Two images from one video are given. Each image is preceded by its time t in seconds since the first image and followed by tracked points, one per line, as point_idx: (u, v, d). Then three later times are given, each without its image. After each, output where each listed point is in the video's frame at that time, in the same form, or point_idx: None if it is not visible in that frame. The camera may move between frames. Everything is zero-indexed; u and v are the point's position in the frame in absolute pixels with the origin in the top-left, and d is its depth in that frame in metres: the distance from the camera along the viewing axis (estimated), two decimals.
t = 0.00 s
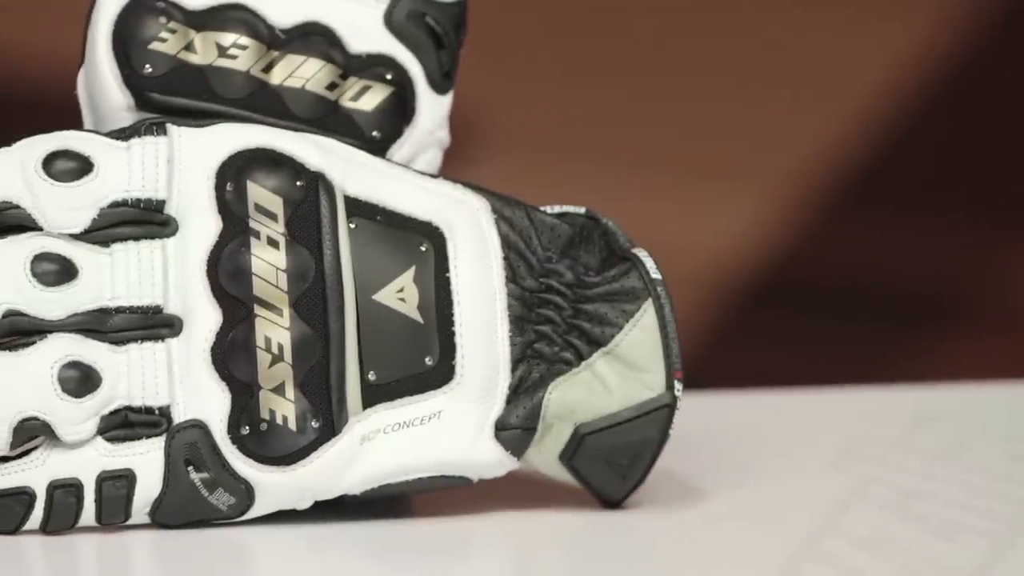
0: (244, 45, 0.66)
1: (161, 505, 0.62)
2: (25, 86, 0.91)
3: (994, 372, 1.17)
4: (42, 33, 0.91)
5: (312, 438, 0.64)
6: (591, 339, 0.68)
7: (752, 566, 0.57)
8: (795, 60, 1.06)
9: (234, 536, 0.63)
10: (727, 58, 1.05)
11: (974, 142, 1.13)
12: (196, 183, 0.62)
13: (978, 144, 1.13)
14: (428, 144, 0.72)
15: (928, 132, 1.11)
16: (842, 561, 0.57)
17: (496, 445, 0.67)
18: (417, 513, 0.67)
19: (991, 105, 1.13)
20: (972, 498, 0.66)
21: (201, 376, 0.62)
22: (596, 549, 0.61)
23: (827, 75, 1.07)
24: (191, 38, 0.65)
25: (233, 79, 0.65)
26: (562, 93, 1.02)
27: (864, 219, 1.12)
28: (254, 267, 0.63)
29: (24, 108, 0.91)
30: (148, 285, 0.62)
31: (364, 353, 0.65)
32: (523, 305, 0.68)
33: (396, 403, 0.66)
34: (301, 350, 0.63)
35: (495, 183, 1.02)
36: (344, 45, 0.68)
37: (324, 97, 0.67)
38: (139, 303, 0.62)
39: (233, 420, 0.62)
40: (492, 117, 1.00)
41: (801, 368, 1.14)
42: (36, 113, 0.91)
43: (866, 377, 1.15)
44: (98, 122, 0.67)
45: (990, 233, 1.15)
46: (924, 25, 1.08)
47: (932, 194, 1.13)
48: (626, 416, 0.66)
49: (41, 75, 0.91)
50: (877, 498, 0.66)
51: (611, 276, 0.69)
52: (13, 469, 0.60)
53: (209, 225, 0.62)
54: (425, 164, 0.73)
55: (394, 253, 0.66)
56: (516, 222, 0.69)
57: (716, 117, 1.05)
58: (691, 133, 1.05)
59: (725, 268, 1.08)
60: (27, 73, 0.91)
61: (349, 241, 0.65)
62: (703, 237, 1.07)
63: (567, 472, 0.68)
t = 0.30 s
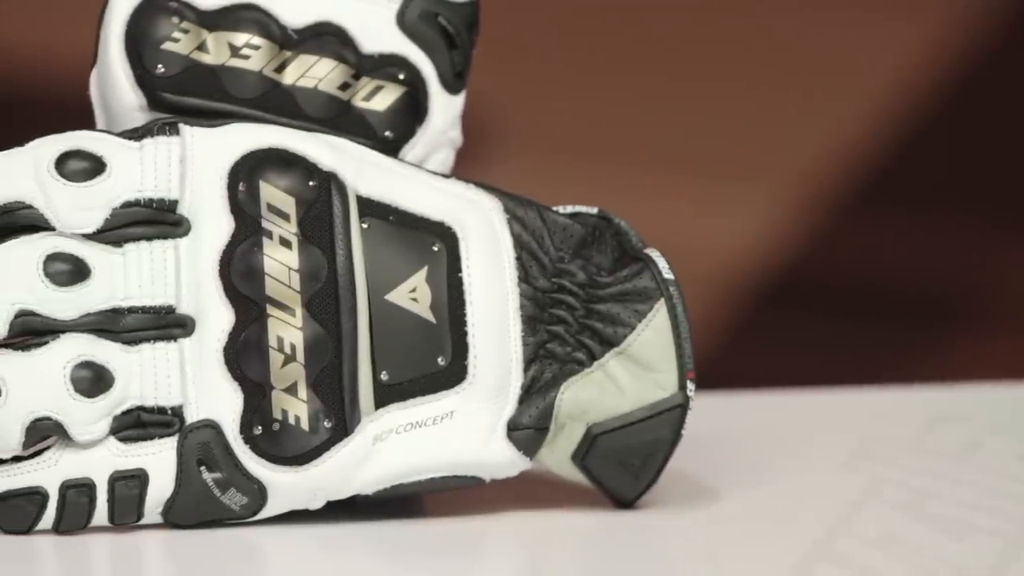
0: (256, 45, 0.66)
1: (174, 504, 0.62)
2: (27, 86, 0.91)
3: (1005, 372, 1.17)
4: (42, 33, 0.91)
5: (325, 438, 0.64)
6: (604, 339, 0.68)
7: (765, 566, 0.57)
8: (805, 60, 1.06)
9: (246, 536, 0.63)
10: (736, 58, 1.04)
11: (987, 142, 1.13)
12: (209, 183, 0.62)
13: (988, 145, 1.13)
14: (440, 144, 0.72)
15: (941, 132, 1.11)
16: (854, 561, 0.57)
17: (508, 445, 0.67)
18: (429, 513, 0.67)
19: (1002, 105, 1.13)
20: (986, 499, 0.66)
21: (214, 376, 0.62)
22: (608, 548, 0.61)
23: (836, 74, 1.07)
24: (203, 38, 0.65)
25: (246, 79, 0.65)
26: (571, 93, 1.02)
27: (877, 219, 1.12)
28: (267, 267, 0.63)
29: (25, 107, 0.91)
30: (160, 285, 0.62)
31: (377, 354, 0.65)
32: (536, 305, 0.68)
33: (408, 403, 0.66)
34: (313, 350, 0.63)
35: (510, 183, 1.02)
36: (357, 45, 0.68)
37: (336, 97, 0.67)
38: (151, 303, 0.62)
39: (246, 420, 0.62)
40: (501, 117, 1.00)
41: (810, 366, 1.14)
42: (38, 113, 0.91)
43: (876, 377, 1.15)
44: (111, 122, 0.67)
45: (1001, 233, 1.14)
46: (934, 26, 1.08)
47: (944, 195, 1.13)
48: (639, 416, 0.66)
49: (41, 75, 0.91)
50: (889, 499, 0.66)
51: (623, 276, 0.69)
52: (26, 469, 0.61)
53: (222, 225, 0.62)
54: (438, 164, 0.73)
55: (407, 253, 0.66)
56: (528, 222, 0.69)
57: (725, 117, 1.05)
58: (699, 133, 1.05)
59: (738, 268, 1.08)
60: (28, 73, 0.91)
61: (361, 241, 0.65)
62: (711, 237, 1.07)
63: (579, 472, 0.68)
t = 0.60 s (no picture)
0: (268, 45, 0.66)
1: (186, 504, 0.62)
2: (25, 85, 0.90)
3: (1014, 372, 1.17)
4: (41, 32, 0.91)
5: (337, 438, 0.64)
6: (616, 339, 0.68)
7: (778, 566, 0.57)
8: (813, 60, 1.06)
9: (259, 537, 0.63)
10: (744, 58, 1.04)
11: (995, 142, 1.13)
12: (222, 183, 0.62)
13: (998, 145, 1.13)
14: (453, 144, 0.72)
15: (949, 132, 1.11)
16: (867, 561, 0.57)
17: (520, 445, 0.67)
18: (441, 513, 0.67)
19: (1010, 106, 1.13)
20: (998, 499, 0.66)
21: (227, 376, 0.62)
22: (622, 549, 0.60)
23: (844, 74, 1.07)
24: (216, 38, 0.65)
25: (258, 79, 0.66)
26: (579, 93, 1.02)
27: (888, 219, 1.12)
28: (280, 267, 0.63)
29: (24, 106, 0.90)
30: (173, 285, 0.62)
31: (389, 354, 0.65)
32: (548, 305, 0.68)
33: (420, 403, 0.66)
34: (326, 350, 0.63)
35: (524, 183, 1.02)
36: (369, 45, 0.68)
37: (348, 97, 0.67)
38: (163, 303, 0.62)
39: (258, 420, 0.62)
40: (508, 117, 1.00)
41: (820, 366, 1.14)
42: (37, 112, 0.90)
43: (885, 377, 1.15)
44: (123, 122, 0.67)
45: (1009, 233, 1.15)
46: (941, 26, 1.08)
47: (953, 195, 1.13)
48: (652, 416, 0.66)
49: (41, 75, 0.91)
50: (901, 499, 0.66)
51: (635, 276, 0.69)
52: (39, 468, 0.61)
53: (235, 225, 0.62)
54: (450, 164, 0.73)
55: (418, 254, 0.66)
56: (540, 223, 0.69)
57: (733, 117, 1.05)
58: (707, 133, 1.05)
59: (751, 268, 1.08)
60: (27, 72, 0.90)
61: (373, 241, 0.65)
62: (720, 237, 1.07)
63: (592, 472, 0.68)
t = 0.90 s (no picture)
0: (281, 46, 0.66)
1: (198, 504, 0.62)
2: (27, 84, 0.90)
3: None
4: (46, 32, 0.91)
5: (349, 438, 0.64)
6: (628, 339, 0.68)
7: (788, 566, 0.57)
8: (821, 60, 1.06)
9: (271, 536, 0.63)
10: (752, 58, 1.04)
11: (1007, 140, 1.13)
12: (235, 183, 0.62)
13: (1007, 146, 1.13)
14: (465, 144, 0.72)
15: (959, 132, 1.11)
16: (879, 561, 0.57)
17: (532, 445, 0.67)
18: (453, 513, 0.67)
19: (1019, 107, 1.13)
20: (1011, 499, 0.66)
21: (239, 376, 0.62)
22: (634, 549, 0.60)
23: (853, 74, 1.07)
24: (228, 38, 0.65)
25: (271, 79, 0.66)
26: (587, 93, 1.02)
27: (897, 219, 1.11)
28: (292, 267, 0.63)
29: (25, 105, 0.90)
30: (184, 285, 0.62)
31: (401, 353, 0.65)
32: (560, 305, 0.68)
33: (432, 403, 0.66)
34: (337, 350, 0.63)
35: (537, 184, 1.02)
36: (381, 45, 0.68)
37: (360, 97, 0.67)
38: (175, 303, 0.62)
39: (270, 420, 0.62)
40: (516, 117, 1.00)
41: (829, 366, 1.13)
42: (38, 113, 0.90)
43: (894, 378, 1.15)
44: (136, 122, 0.67)
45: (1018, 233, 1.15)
46: (949, 27, 1.08)
47: (961, 196, 1.13)
48: (664, 416, 0.66)
49: (44, 75, 0.91)
50: (913, 499, 0.66)
51: (647, 276, 0.69)
52: (52, 468, 0.61)
53: (247, 226, 0.62)
54: (462, 164, 0.73)
55: (430, 253, 0.66)
56: (552, 222, 0.69)
57: (741, 117, 1.05)
58: (716, 133, 1.05)
59: (761, 269, 1.08)
60: (30, 71, 0.90)
61: (385, 241, 0.65)
62: (728, 238, 1.07)
63: (603, 472, 0.68)
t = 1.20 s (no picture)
0: (293, 46, 0.66)
1: (211, 504, 0.62)
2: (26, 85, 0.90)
3: None
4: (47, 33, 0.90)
5: (361, 438, 0.63)
6: (640, 339, 0.68)
7: (800, 566, 0.57)
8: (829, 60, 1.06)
9: (283, 537, 0.63)
10: (760, 58, 1.04)
11: (1016, 140, 1.13)
12: (248, 183, 0.62)
13: (1015, 146, 1.13)
14: (477, 144, 0.72)
15: (970, 132, 1.11)
16: (892, 561, 0.57)
17: (545, 445, 0.67)
18: (465, 513, 0.67)
19: None
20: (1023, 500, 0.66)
21: (252, 376, 0.62)
22: (647, 549, 0.60)
23: (860, 74, 1.07)
24: (241, 38, 0.65)
25: (284, 79, 0.66)
26: (595, 93, 1.02)
27: (907, 219, 1.11)
28: (304, 267, 0.63)
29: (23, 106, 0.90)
30: (197, 285, 0.62)
31: (414, 354, 0.65)
32: (573, 305, 0.68)
33: (444, 403, 0.66)
34: (350, 350, 0.63)
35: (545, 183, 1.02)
36: (394, 45, 0.68)
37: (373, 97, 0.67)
38: (187, 303, 0.62)
39: (283, 420, 0.62)
40: (524, 117, 1.00)
41: (838, 367, 1.13)
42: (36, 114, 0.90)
43: (903, 378, 1.15)
44: (148, 122, 0.67)
45: None
46: (956, 27, 1.09)
47: (970, 196, 1.13)
48: (677, 416, 0.66)
49: (44, 76, 0.90)
50: (925, 499, 0.66)
51: (660, 276, 0.69)
52: (64, 468, 0.61)
53: (260, 226, 0.62)
54: (474, 164, 0.73)
55: (442, 254, 0.66)
56: (564, 222, 0.69)
57: (749, 117, 1.05)
58: (724, 133, 1.05)
59: (773, 269, 1.08)
60: (30, 72, 0.90)
61: (398, 241, 0.65)
62: (736, 237, 1.07)
63: (615, 472, 0.68)
